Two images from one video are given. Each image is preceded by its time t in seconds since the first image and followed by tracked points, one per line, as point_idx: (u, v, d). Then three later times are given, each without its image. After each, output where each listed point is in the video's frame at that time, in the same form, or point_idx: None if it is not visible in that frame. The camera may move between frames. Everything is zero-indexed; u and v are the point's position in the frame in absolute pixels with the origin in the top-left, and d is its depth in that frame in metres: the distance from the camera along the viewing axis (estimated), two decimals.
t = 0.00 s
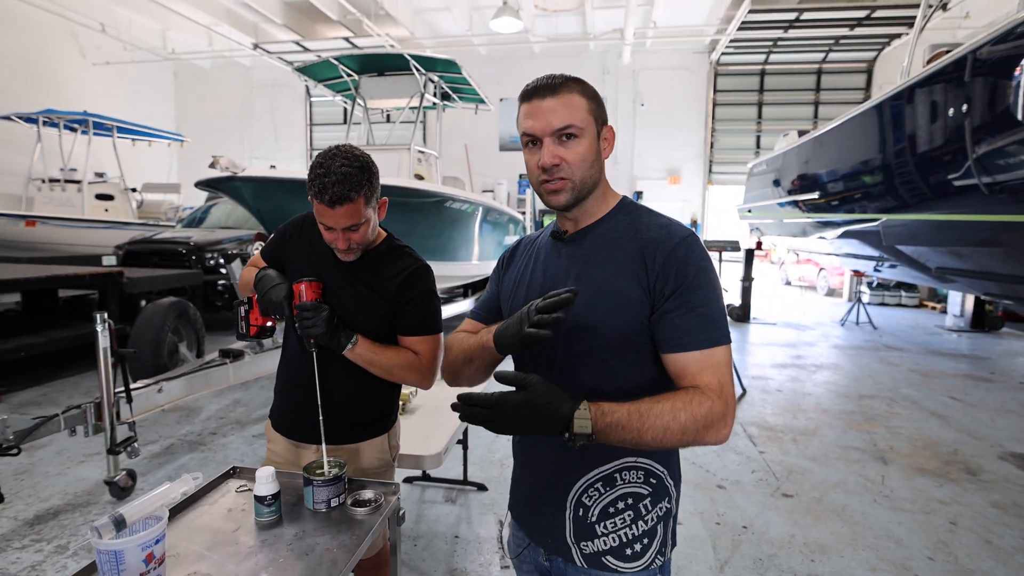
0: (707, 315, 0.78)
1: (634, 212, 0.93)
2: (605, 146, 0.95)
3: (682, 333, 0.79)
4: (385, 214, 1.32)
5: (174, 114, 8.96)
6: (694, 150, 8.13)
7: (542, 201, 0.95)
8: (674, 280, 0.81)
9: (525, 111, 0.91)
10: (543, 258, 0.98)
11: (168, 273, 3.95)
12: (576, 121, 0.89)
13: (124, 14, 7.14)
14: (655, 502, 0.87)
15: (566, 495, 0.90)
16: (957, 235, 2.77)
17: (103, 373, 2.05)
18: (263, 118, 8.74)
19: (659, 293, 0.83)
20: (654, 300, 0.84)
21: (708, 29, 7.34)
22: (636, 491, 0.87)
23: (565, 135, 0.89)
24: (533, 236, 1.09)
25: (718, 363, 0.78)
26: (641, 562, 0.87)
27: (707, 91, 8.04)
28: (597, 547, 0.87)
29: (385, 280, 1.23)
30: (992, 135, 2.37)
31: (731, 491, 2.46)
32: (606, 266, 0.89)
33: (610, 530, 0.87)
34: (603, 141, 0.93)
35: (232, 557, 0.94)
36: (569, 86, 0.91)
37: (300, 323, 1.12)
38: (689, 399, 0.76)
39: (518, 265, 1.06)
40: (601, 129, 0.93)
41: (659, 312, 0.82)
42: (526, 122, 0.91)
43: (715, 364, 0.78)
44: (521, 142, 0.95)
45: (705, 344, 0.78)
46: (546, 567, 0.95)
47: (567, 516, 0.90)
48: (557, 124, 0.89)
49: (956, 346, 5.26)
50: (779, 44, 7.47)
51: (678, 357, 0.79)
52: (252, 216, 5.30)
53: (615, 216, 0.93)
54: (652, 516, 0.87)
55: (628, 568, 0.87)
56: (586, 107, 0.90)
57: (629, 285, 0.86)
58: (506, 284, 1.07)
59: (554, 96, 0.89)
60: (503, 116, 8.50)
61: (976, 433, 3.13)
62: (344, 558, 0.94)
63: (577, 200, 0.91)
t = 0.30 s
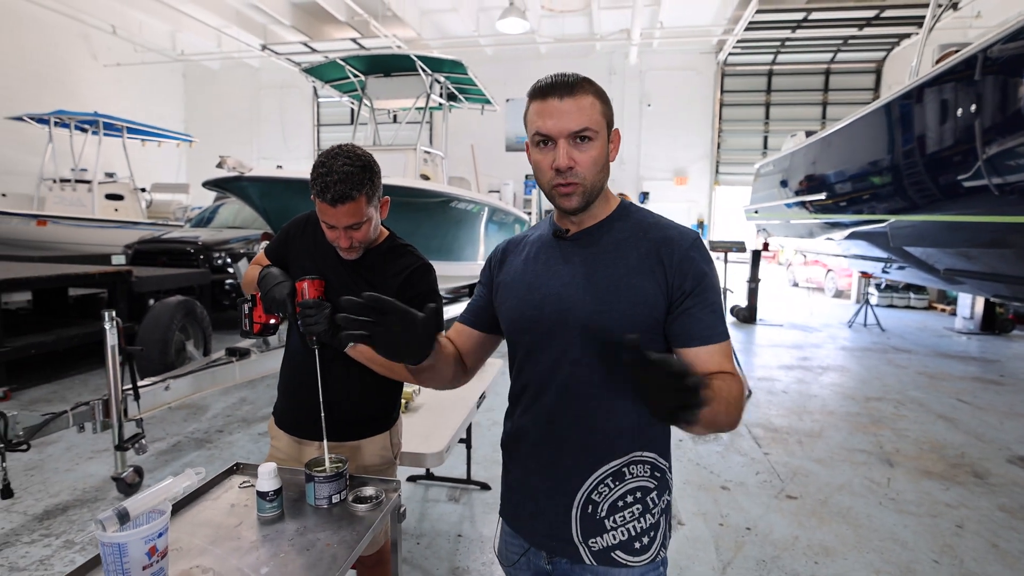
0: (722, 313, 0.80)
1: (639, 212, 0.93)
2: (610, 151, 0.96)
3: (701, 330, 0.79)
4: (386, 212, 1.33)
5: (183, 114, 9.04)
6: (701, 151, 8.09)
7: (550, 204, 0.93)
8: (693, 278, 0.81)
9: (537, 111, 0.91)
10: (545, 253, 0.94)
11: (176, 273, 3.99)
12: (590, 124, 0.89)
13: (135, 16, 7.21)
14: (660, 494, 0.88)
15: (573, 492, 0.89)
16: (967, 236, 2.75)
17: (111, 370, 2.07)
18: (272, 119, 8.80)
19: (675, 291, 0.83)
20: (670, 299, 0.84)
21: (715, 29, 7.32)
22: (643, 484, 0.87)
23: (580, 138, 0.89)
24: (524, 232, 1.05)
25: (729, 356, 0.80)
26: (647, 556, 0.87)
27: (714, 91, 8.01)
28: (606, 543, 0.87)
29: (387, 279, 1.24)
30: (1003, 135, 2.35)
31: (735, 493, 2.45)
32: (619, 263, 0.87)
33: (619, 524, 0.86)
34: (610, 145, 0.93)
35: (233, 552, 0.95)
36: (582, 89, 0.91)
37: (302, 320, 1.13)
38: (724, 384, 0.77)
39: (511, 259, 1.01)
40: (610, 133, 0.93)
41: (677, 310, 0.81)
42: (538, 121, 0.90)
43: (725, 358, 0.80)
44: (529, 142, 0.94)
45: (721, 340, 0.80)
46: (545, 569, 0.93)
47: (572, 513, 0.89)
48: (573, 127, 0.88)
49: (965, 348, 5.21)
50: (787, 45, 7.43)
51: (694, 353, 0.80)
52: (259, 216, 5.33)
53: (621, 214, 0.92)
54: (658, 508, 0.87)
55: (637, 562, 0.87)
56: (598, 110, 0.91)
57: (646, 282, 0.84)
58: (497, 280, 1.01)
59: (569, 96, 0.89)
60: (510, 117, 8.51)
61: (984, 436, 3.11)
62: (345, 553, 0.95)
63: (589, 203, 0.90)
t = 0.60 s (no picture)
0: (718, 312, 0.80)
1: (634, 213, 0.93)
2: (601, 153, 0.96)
3: (699, 330, 0.79)
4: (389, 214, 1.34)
5: (192, 116, 9.11)
6: (707, 151, 8.05)
7: (543, 211, 0.94)
8: (690, 278, 0.81)
9: (525, 118, 0.90)
10: (540, 257, 0.95)
11: (184, 273, 4.03)
12: (581, 131, 0.89)
13: (144, 18, 7.28)
14: (656, 490, 0.88)
15: (570, 489, 0.89)
16: (977, 236, 2.73)
17: (118, 370, 2.07)
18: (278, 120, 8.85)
19: (672, 292, 0.83)
20: (667, 300, 0.83)
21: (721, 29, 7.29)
22: (640, 481, 0.87)
23: (570, 145, 0.89)
24: (519, 235, 1.06)
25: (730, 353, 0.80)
26: (644, 551, 0.87)
27: (721, 91, 7.97)
28: (603, 539, 0.87)
29: (389, 278, 1.25)
30: (1012, 135, 2.33)
31: (739, 494, 2.44)
32: (615, 265, 0.87)
33: (615, 520, 0.87)
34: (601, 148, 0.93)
35: (236, 548, 0.97)
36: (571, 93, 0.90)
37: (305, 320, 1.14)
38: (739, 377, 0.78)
39: (506, 263, 1.01)
40: (600, 136, 0.93)
41: (674, 311, 0.82)
42: (527, 130, 0.90)
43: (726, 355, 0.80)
44: (519, 149, 0.93)
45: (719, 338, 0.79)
46: (544, 566, 0.93)
47: (570, 509, 0.89)
48: (563, 134, 0.88)
49: (975, 350, 5.15)
50: (794, 44, 7.39)
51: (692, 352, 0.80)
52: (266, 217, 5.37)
53: (617, 216, 0.92)
54: (654, 504, 0.88)
55: (634, 558, 0.87)
56: (588, 115, 0.90)
57: (641, 284, 0.84)
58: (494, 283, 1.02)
59: (559, 104, 0.88)
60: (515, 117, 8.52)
61: (992, 439, 3.08)
62: (345, 550, 0.96)
63: (582, 209, 0.90)
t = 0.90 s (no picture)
0: (714, 316, 0.78)
1: (634, 213, 0.91)
2: (590, 147, 0.91)
3: (692, 335, 0.78)
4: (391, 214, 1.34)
5: (198, 117, 9.16)
6: (712, 151, 8.01)
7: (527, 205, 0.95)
8: (682, 282, 0.79)
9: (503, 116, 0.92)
10: (538, 256, 0.95)
11: (189, 273, 4.06)
12: (554, 125, 0.87)
13: (151, 20, 7.34)
14: (651, 496, 0.86)
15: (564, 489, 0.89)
16: (985, 236, 2.71)
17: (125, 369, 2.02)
18: (284, 121, 8.89)
19: (665, 296, 0.81)
20: (660, 303, 0.82)
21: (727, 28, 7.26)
22: (633, 486, 0.86)
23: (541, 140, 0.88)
24: (524, 234, 1.07)
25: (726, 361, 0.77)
26: (637, 556, 0.86)
27: (726, 91, 7.93)
28: (594, 542, 0.87)
29: (389, 279, 1.25)
30: (1021, 134, 2.31)
31: (744, 495, 2.43)
32: (609, 266, 0.86)
33: (607, 524, 0.86)
34: (584, 142, 0.90)
35: (236, 546, 0.97)
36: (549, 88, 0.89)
37: (306, 321, 1.14)
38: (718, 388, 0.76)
39: (509, 263, 1.02)
40: (583, 130, 0.90)
41: (667, 315, 0.80)
42: (505, 127, 0.91)
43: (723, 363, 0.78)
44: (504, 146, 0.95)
45: (713, 343, 0.78)
46: (540, 564, 0.94)
47: (564, 510, 0.89)
48: (531, 129, 0.88)
49: (983, 351, 5.10)
50: (800, 44, 7.35)
51: (689, 358, 0.79)
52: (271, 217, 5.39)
53: (615, 215, 0.91)
54: (649, 510, 0.86)
55: (625, 562, 0.86)
56: (564, 109, 0.88)
57: (634, 286, 0.83)
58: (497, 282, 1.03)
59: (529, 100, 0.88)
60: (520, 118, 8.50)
61: (1000, 440, 3.05)
62: (345, 549, 0.97)
63: (555, 205, 0.89)
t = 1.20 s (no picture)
0: (682, 321, 0.73)
1: (628, 210, 0.87)
2: (558, 154, 0.87)
3: (656, 340, 0.74)
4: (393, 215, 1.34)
5: (204, 120, 9.21)
6: (717, 152, 7.97)
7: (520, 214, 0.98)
8: (652, 286, 0.76)
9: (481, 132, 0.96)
10: (537, 254, 0.96)
11: (195, 275, 4.08)
12: (506, 145, 0.87)
13: (158, 24, 7.39)
14: (645, 505, 0.86)
15: (557, 492, 0.90)
16: (993, 238, 2.69)
17: (129, 371, 2.02)
18: (289, 123, 8.93)
19: (638, 299, 0.78)
20: (635, 306, 0.79)
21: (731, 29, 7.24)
22: (625, 493, 0.86)
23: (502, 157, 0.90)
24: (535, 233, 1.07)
25: (696, 370, 0.73)
26: (632, 565, 0.86)
27: (731, 92, 7.90)
28: (588, 547, 0.87)
29: (390, 281, 1.25)
30: None
31: (748, 498, 2.41)
32: (589, 266, 0.85)
33: (600, 531, 0.86)
34: (546, 152, 0.87)
35: (237, 548, 0.97)
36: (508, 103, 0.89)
37: (307, 323, 1.15)
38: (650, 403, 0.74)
39: (518, 261, 1.04)
40: (545, 140, 0.87)
41: (637, 319, 0.77)
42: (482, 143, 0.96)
43: (692, 372, 0.73)
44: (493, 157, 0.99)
45: (680, 351, 0.73)
46: (540, 564, 0.96)
47: (559, 513, 0.90)
48: (492, 148, 0.90)
49: (991, 353, 5.06)
50: (805, 44, 7.33)
51: (657, 364, 0.75)
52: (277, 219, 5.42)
53: (607, 213, 0.88)
54: (643, 519, 0.86)
55: (619, 569, 0.86)
56: (519, 123, 0.87)
57: (610, 288, 0.81)
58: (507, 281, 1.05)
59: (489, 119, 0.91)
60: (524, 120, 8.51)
61: (1008, 443, 3.02)
62: (345, 551, 0.96)
63: (526, 216, 0.91)
